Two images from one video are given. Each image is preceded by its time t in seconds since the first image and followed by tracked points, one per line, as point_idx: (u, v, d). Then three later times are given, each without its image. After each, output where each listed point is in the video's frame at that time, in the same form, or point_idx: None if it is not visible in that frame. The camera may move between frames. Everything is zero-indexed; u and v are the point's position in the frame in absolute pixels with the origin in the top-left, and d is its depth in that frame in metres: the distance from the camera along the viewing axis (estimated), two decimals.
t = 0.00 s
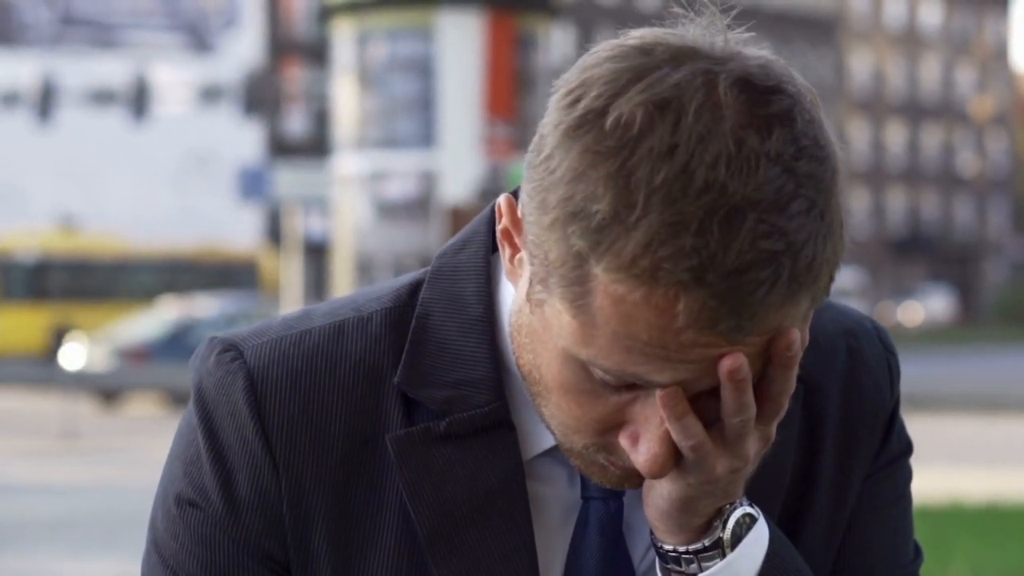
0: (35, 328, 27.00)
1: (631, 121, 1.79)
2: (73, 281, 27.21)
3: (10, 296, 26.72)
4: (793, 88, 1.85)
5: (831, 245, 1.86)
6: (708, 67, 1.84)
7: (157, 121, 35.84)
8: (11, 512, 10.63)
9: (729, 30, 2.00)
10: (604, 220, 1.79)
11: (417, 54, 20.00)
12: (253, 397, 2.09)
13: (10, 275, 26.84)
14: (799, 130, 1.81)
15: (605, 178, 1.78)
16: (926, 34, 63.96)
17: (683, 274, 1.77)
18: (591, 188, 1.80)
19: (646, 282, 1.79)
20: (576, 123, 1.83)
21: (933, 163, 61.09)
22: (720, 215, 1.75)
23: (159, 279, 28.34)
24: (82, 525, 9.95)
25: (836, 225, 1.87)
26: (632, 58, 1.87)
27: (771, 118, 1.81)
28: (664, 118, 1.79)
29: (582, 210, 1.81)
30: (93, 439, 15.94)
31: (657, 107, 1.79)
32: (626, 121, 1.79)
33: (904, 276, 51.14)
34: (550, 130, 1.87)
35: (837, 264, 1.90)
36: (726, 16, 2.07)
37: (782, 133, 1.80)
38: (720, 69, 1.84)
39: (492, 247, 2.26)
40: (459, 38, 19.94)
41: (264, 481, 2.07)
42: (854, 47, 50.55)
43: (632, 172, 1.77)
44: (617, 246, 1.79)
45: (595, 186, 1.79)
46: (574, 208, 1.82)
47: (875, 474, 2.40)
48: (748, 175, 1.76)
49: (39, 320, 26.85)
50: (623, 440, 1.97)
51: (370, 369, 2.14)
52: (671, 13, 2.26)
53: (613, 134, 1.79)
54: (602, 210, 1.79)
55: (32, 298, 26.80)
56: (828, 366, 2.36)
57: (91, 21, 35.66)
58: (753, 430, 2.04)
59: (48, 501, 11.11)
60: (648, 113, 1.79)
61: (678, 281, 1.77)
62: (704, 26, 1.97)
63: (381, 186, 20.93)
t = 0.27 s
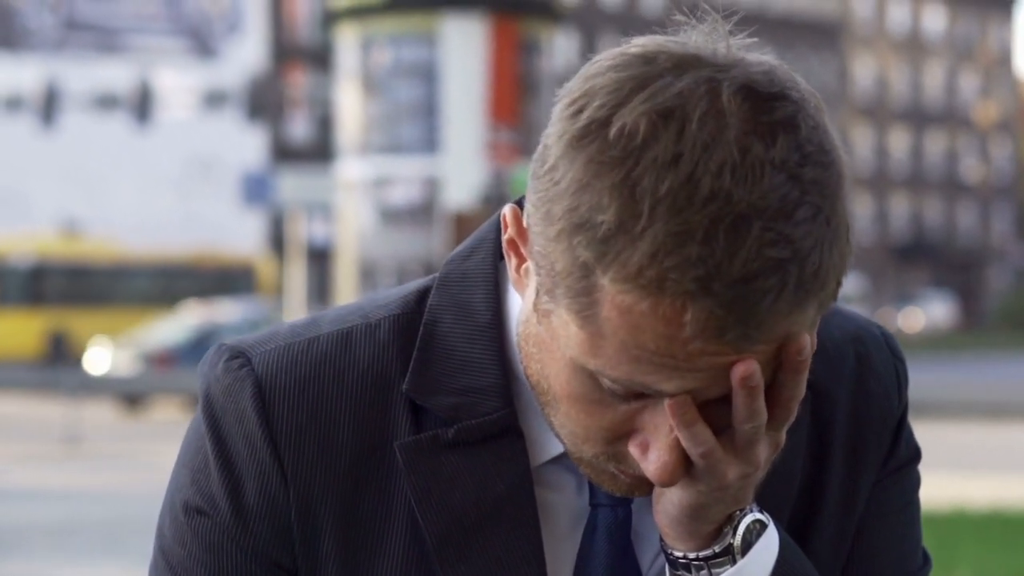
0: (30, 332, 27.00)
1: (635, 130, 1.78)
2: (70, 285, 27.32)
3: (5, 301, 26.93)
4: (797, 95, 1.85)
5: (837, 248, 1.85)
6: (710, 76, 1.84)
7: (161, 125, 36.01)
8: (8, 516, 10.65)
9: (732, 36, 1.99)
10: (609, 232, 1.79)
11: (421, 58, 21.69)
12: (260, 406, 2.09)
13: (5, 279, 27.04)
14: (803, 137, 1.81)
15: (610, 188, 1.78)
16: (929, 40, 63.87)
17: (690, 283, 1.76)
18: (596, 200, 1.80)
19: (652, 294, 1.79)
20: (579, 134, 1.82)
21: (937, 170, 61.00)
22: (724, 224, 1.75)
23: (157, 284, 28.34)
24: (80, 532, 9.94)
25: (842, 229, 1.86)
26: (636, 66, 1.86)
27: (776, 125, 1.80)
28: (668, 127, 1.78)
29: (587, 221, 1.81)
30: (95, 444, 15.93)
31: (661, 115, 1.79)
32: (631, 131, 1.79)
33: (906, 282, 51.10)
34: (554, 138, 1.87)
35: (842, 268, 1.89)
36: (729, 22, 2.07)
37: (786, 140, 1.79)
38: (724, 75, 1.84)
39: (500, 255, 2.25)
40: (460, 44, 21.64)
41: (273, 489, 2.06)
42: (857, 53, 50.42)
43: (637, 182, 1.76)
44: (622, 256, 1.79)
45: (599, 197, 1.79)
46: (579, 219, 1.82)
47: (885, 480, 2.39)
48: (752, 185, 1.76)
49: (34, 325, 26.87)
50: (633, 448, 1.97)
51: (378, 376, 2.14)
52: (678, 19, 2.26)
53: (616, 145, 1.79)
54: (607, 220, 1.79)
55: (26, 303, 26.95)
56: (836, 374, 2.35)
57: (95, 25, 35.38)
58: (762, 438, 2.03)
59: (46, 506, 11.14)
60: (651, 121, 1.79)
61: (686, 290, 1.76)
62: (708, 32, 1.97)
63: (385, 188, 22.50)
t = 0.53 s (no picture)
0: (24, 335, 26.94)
1: (635, 135, 1.78)
2: (63, 288, 27.22)
3: None
4: (798, 99, 1.84)
5: (839, 254, 1.85)
6: (713, 80, 1.83)
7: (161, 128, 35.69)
8: (8, 519, 10.64)
9: (733, 40, 1.99)
10: (611, 238, 1.79)
11: (422, 61, 21.86)
12: (264, 409, 2.08)
13: None
14: (804, 140, 1.80)
15: (612, 195, 1.77)
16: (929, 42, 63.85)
17: (692, 290, 1.76)
18: (596, 206, 1.79)
19: (654, 300, 1.79)
20: (581, 139, 1.82)
21: (937, 172, 60.98)
22: (726, 230, 1.74)
23: (151, 287, 28.28)
24: (81, 534, 9.94)
25: (846, 231, 1.85)
26: (637, 71, 1.86)
27: (777, 128, 1.79)
28: (668, 133, 1.77)
29: (589, 227, 1.81)
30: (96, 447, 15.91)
31: (662, 120, 1.79)
32: (632, 137, 1.78)
33: (907, 285, 51.08)
34: (556, 145, 1.87)
35: (846, 272, 1.89)
36: (730, 26, 2.07)
37: (787, 145, 1.79)
38: (726, 79, 1.84)
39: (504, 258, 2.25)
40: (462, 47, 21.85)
41: (278, 491, 2.06)
42: (857, 56, 50.34)
43: (638, 186, 1.76)
44: (624, 262, 1.78)
45: (601, 203, 1.79)
46: (580, 225, 1.81)
47: (890, 483, 2.38)
48: (753, 190, 1.75)
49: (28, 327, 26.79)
50: (638, 453, 1.96)
51: (382, 379, 2.14)
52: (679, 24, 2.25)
53: (617, 150, 1.78)
54: (610, 225, 1.78)
55: (20, 305, 26.74)
56: (841, 377, 2.35)
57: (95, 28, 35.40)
58: (767, 441, 2.03)
59: (47, 509, 11.12)
60: (653, 125, 1.78)
61: (687, 297, 1.76)
62: (708, 37, 1.96)
63: (386, 194, 22.39)
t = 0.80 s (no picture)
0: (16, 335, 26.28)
1: (638, 137, 1.78)
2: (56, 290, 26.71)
3: None
4: (802, 102, 1.84)
5: (843, 256, 1.84)
6: (713, 83, 1.83)
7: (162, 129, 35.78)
8: (7, 520, 10.63)
9: (736, 43, 1.99)
10: (612, 240, 1.78)
11: (424, 62, 22.15)
12: (271, 412, 2.08)
13: None
14: (806, 144, 1.80)
15: (613, 199, 1.77)
16: (930, 45, 63.81)
17: (692, 294, 1.75)
18: (597, 211, 1.79)
19: (654, 303, 1.78)
20: (581, 143, 1.82)
21: (938, 175, 60.93)
22: (727, 233, 1.73)
23: (144, 288, 28.24)
24: (82, 536, 9.94)
25: (850, 235, 1.85)
26: (638, 74, 1.85)
27: (778, 132, 1.79)
28: (670, 135, 1.77)
29: (590, 230, 1.81)
30: (97, 448, 15.89)
31: (664, 124, 1.78)
32: (634, 140, 1.78)
33: (908, 287, 50.98)
34: (558, 148, 1.86)
35: (849, 274, 1.88)
36: (733, 30, 2.07)
37: (790, 148, 1.78)
38: (729, 82, 1.83)
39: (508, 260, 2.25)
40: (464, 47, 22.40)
41: (284, 493, 2.05)
42: (858, 58, 50.27)
43: (639, 190, 1.76)
44: (624, 266, 1.78)
45: (602, 207, 1.78)
46: (581, 229, 1.81)
47: (897, 485, 2.38)
48: (753, 195, 1.74)
49: (21, 328, 26.08)
50: (642, 455, 1.96)
51: (388, 381, 2.13)
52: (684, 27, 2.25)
53: (619, 153, 1.78)
54: (611, 229, 1.78)
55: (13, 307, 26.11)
56: (846, 379, 2.35)
57: (96, 30, 35.91)
58: (774, 443, 2.03)
59: (46, 510, 11.11)
60: (655, 129, 1.78)
61: (687, 299, 1.76)
62: (710, 39, 1.96)
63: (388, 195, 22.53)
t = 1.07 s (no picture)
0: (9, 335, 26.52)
1: (639, 140, 1.77)
2: (43, 290, 26.91)
3: None
4: (804, 104, 1.84)
5: (845, 260, 1.84)
6: (717, 86, 1.82)
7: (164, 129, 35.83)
8: (7, 520, 10.63)
9: (742, 43, 1.98)
10: (611, 243, 1.78)
11: (426, 63, 22.19)
12: (275, 413, 2.08)
13: None
14: (810, 147, 1.79)
15: (614, 201, 1.77)
16: (932, 45, 63.71)
17: (691, 296, 1.75)
18: (598, 211, 1.79)
19: (654, 304, 1.78)
20: (585, 143, 1.82)
21: (939, 175, 60.83)
22: (728, 236, 1.73)
23: (137, 290, 28.29)
24: (83, 535, 9.95)
25: (852, 238, 1.84)
26: (642, 75, 1.85)
27: (782, 133, 1.79)
28: (671, 137, 1.77)
29: (590, 232, 1.80)
30: (96, 448, 15.90)
31: (666, 126, 1.78)
32: (635, 141, 1.78)
33: (909, 288, 50.95)
34: (561, 149, 1.86)
35: (852, 281, 1.88)
36: (739, 30, 2.06)
37: (792, 150, 1.78)
38: (732, 85, 1.83)
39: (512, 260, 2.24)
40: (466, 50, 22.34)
41: (288, 494, 2.05)
42: (858, 59, 50.15)
43: (642, 191, 1.75)
44: (625, 266, 1.78)
45: (604, 208, 1.78)
46: (582, 229, 1.81)
47: (902, 485, 2.37)
48: (756, 197, 1.74)
49: (14, 329, 26.26)
50: (644, 456, 1.96)
51: (391, 382, 2.13)
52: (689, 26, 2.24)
53: (621, 154, 1.78)
54: (610, 231, 1.78)
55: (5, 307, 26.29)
56: (851, 378, 2.34)
57: (97, 29, 35.61)
58: (778, 443, 2.03)
59: (46, 510, 11.11)
60: (656, 131, 1.77)
61: (687, 302, 1.75)
62: (717, 41, 1.95)
63: (387, 195, 22.83)
